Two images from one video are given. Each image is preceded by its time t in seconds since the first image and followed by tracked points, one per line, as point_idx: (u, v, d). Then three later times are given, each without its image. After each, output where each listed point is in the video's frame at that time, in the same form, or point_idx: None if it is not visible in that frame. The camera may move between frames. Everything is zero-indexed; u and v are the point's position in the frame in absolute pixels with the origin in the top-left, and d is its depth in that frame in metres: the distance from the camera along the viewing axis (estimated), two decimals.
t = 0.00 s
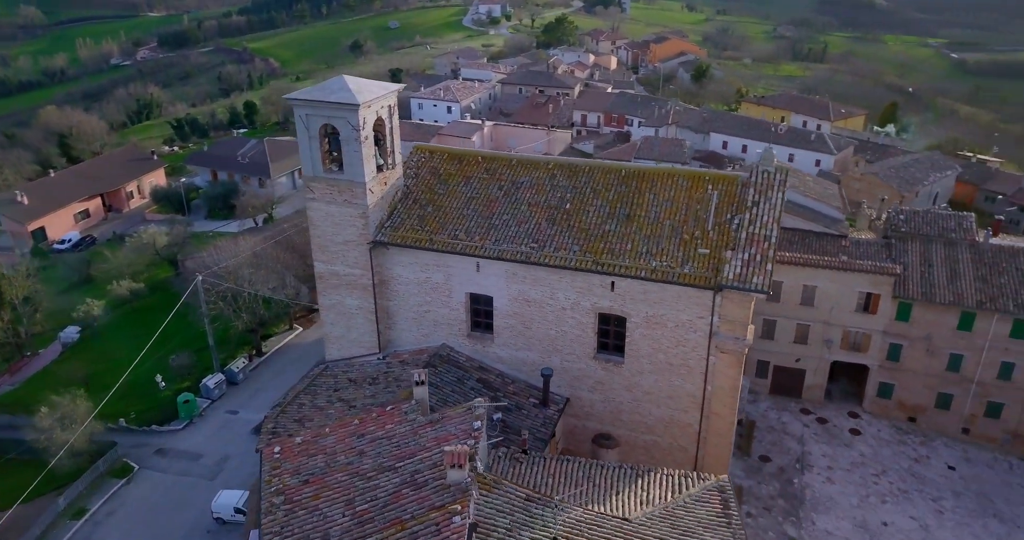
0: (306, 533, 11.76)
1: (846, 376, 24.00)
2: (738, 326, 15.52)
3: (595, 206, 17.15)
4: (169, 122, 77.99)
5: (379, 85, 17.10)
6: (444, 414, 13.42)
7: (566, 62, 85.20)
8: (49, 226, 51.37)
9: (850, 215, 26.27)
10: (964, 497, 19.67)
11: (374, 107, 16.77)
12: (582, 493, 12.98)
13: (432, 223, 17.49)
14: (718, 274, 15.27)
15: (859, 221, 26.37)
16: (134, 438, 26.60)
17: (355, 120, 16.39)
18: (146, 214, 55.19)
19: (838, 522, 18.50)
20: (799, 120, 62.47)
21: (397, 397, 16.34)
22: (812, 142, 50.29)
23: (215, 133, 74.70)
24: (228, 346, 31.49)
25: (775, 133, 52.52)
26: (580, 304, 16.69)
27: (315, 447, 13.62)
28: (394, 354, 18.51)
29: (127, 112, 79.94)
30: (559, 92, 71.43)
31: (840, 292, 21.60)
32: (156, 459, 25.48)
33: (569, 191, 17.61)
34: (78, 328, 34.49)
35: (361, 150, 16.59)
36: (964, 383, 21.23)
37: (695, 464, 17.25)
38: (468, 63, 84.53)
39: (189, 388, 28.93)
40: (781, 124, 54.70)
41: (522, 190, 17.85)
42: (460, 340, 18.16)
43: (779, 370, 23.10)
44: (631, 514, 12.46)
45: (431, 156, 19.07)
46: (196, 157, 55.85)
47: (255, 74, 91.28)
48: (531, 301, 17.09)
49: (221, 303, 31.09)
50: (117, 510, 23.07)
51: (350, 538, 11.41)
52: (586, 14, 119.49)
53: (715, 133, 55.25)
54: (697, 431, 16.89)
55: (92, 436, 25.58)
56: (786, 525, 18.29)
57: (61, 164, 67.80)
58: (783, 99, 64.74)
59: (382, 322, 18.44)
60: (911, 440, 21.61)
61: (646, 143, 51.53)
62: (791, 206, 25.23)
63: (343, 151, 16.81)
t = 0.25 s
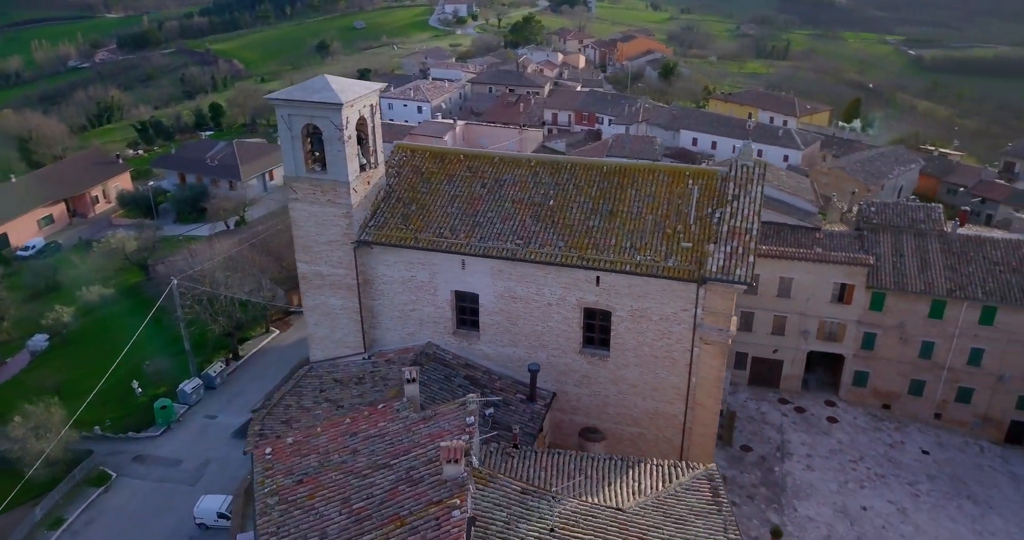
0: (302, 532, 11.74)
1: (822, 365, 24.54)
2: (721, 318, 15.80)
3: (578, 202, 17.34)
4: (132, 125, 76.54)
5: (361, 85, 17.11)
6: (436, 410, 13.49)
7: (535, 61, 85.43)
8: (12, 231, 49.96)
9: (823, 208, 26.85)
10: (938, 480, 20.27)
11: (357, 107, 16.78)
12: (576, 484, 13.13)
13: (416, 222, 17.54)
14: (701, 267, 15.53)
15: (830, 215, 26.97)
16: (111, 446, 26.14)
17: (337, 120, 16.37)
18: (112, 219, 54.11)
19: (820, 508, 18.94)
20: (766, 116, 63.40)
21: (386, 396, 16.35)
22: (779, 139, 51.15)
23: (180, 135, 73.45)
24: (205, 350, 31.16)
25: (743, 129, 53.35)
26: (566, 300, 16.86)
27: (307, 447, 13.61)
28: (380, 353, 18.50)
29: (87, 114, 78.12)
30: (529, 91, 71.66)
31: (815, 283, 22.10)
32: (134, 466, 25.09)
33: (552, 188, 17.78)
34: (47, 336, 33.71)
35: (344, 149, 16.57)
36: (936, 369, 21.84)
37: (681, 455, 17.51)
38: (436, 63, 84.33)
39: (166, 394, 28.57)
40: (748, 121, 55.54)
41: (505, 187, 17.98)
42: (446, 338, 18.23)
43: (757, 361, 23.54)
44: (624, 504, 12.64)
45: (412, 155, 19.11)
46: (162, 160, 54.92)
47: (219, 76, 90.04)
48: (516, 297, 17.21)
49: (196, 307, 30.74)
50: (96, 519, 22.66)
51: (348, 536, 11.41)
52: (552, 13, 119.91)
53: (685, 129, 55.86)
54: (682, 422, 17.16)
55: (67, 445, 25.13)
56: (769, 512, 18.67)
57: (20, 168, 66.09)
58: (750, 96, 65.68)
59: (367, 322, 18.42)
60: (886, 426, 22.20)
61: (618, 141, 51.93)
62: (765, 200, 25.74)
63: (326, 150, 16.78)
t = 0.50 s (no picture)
0: (301, 532, 11.70)
1: (801, 357, 25.03)
2: (708, 311, 16.06)
3: (564, 199, 17.48)
4: (97, 128, 75.16)
5: (346, 85, 17.06)
6: (431, 407, 13.54)
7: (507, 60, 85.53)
8: None
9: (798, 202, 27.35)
10: (917, 466, 20.84)
11: (342, 107, 16.74)
12: (572, 477, 13.27)
13: (402, 221, 17.54)
14: (688, 261, 15.75)
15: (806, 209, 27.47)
16: (90, 454, 25.73)
17: (323, 119, 16.31)
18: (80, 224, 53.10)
19: (804, 497, 19.38)
20: (737, 113, 64.20)
21: (377, 396, 16.35)
22: (750, 135, 51.92)
23: (147, 138, 72.29)
24: (183, 355, 30.83)
25: (716, 126, 54.22)
26: (554, 296, 16.99)
27: (302, 447, 13.57)
28: (368, 353, 18.49)
29: (50, 118, 76.54)
30: (501, 91, 71.77)
31: (795, 276, 22.52)
32: (115, 473, 24.74)
33: (538, 185, 17.90)
34: (18, 343, 33.01)
35: (330, 149, 16.52)
36: (912, 358, 22.43)
37: (670, 447, 17.77)
38: (408, 63, 84.06)
39: (145, 400, 28.22)
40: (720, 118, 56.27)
41: (491, 185, 18.07)
42: (434, 337, 18.27)
43: (739, 353, 23.94)
44: (621, 496, 12.81)
45: (396, 154, 19.11)
46: (131, 163, 54.01)
47: (184, 77, 88.68)
48: (505, 294, 17.31)
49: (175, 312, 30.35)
50: (78, 528, 22.31)
51: (348, 534, 11.41)
52: (520, 13, 120.12)
53: (657, 127, 56.40)
54: (671, 414, 17.40)
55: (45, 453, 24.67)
56: (756, 502, 19.04)
57: None
58: (720, 93, 66.48)
59: (354, 322, 18.39)
60: (865, 415, 22.76)
61: (592, 139, 52.28)
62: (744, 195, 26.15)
63: (311, 150, 16.71)
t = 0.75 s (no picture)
0: (314, 530, 11.71)
1: (795, 352, 25.35)
2: (710, 307, 16.23)
3: (565, 197, 17.55)
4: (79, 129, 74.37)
5: (345, 84, 17.05)
6: (439, 405, 13.60)
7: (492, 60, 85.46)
8: None
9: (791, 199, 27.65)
10: (912, 459, 21.19)
11: (342, 106, 16.72)
12: (580, 473, 13.37)
13: (403, 220, 17.53)
14: (690, 257, 15.90)
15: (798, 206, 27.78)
16: (85, 457, 25.55)
17: (323, 118, 16.27)
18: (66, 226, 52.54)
19: (803, 490, 19.67)
20: (723, 111, 64.61)
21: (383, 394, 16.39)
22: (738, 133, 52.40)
23: (131, 139, 71.65)
24: (177, 356, 30.65)
25: (703, 124, 54.70)
26: (556, 293, 17.08)
27: (310, 446, 13.58)
28: (370, 352, 18.49)
29: (30, 120, 75.69)
30: (488, 90, 71.82)
31: (789, 272, 22.79)
32: (112, 476, 24.60)
33: (538, 183, 17.95)
34: (8, 347, 32.64)
35: (331, 148, 16.50)
36: (905, 352, 22.79)
37: (672, 442, 17.95)
38: (393, 63, 83.82)
39: (140, 402, 28.04)
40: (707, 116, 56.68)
41: (491, 184, 18.10)
42: (435, 335, 18.30)
43: (735, 349, 24.21)
44: (630, 491, 12.95)
45: (395, 153, 19.09)
46: (117, 165, 53.53)
47: (166, 78, 87.81)
48: (507, 292, 17.37)
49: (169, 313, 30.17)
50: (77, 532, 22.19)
51: (362, 531, 11.44)
52: (504, 13, 120.11)
53: (645, 126, 56.71)
54: (672, 410, 17.57)
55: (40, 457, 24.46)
56: (757, 496, 19.32)
57: None
58: (706, 92, 66.86)
59: (356, 321, 18.38)
60: (860, 409, 23.13)
61: (581, 138, 52.46)
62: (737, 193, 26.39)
63: (312, 150, 16.67)
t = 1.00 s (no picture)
0: (333, 528, 11.74)
1: (798, 350, 25.50)
2: (720, 304, 16.31)
3: (575, 195, 17.59)
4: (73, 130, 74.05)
5: (355, 83, 17.06)
6: (455, 403, 13.65)
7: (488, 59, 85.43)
8: None
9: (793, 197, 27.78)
10: (917, 455, 21.33)
11: (352, 106, 16.72)
12: (595, 470, 13.43)
13: (413, 219, 17.55)
14: (701, 255, 15.98)
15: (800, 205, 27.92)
16: (89, 458, 25.48)
17: (334, 118, 16.28)
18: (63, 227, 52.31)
19: (810, 486, 19.78)
20: (719, 110, 64.79)
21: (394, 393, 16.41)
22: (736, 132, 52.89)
23: (127, 140, 71.36)
24: (180, 356, 30.59)
25: (700, 124, 54.90)
26: (566, 291, 17.14)
27: (327, 446, 13.59)
28: (379, 351, 18.50)
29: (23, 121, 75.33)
30: (485, 90, 71.87)
31: (794, 270, 22.93)
32: (116, 476, 24.56)
33: (547, 182, 18.00)
34: (8, 348, 32.46)
35: (341, 147, 16.51)
36: (909, 349, 22.96)
37: (681, 440, 18.03)
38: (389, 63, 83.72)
39: (143, 402, 27.96)
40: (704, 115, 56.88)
41: (500, 183, 18.13)
42: (445, 334, 18.32)
43: (739, 347, 24.35)
44: (646, 487, 13.02)
45: (404, 153, 19.12)
46: (114, 165, 53.32)
47: (160, 78, 87.43)
48: (516, 290, 17.41)
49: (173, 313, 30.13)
50: (83, 532, 22.13)
51: (381, 529, 11.45)
52: (497, 13, 120.08)
53: (643, 126, 56.88)
54: (682, 407, 17.65)
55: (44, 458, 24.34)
56: (764, 492, 19.46)
57: None
58: (703, 91, 67.04)
59: (365, 320, 18.39)
60: (864, 406, 23.30)
61: (579, 138, 52.50)
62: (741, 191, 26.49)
63: (322, 149, 16.67)
